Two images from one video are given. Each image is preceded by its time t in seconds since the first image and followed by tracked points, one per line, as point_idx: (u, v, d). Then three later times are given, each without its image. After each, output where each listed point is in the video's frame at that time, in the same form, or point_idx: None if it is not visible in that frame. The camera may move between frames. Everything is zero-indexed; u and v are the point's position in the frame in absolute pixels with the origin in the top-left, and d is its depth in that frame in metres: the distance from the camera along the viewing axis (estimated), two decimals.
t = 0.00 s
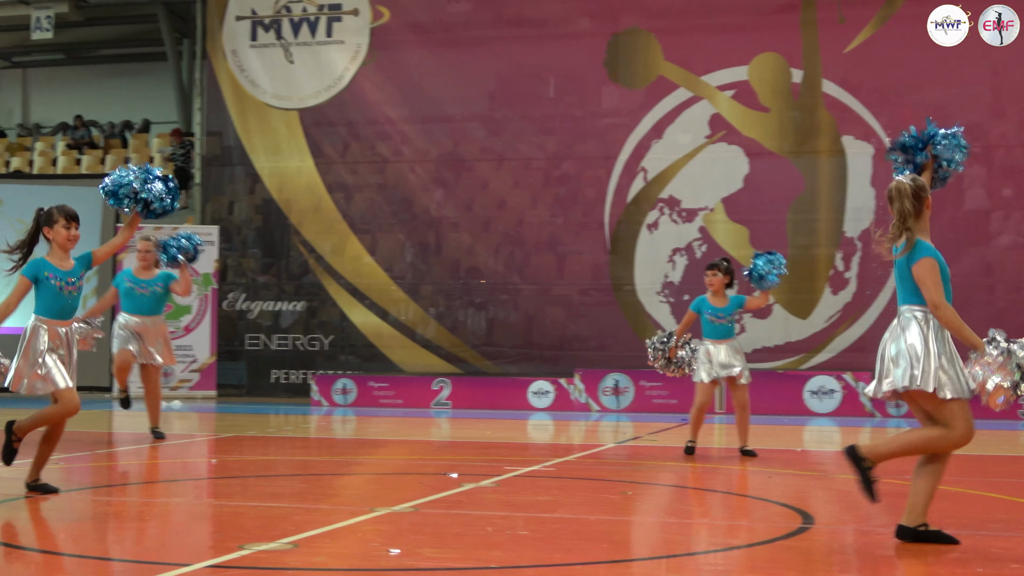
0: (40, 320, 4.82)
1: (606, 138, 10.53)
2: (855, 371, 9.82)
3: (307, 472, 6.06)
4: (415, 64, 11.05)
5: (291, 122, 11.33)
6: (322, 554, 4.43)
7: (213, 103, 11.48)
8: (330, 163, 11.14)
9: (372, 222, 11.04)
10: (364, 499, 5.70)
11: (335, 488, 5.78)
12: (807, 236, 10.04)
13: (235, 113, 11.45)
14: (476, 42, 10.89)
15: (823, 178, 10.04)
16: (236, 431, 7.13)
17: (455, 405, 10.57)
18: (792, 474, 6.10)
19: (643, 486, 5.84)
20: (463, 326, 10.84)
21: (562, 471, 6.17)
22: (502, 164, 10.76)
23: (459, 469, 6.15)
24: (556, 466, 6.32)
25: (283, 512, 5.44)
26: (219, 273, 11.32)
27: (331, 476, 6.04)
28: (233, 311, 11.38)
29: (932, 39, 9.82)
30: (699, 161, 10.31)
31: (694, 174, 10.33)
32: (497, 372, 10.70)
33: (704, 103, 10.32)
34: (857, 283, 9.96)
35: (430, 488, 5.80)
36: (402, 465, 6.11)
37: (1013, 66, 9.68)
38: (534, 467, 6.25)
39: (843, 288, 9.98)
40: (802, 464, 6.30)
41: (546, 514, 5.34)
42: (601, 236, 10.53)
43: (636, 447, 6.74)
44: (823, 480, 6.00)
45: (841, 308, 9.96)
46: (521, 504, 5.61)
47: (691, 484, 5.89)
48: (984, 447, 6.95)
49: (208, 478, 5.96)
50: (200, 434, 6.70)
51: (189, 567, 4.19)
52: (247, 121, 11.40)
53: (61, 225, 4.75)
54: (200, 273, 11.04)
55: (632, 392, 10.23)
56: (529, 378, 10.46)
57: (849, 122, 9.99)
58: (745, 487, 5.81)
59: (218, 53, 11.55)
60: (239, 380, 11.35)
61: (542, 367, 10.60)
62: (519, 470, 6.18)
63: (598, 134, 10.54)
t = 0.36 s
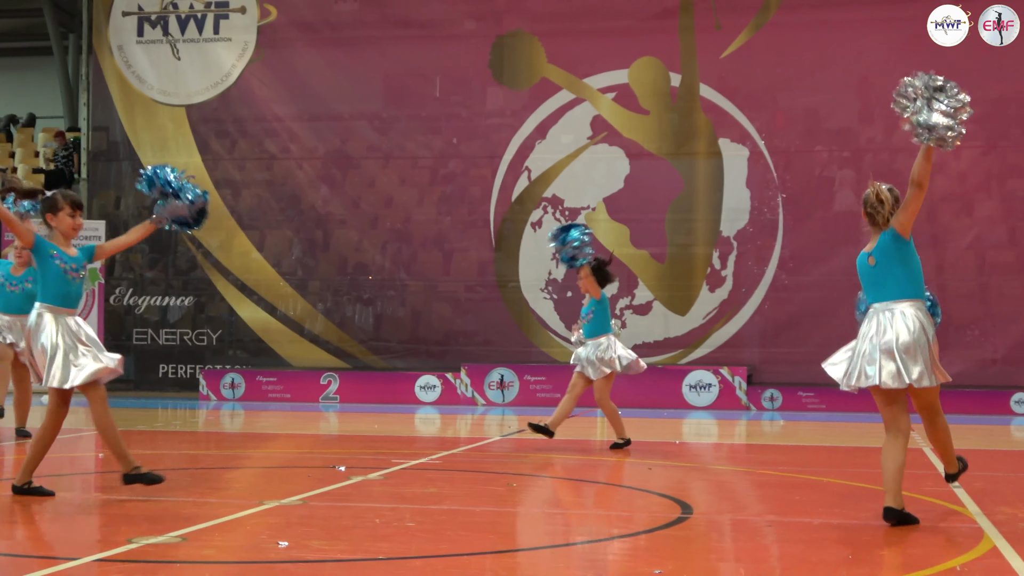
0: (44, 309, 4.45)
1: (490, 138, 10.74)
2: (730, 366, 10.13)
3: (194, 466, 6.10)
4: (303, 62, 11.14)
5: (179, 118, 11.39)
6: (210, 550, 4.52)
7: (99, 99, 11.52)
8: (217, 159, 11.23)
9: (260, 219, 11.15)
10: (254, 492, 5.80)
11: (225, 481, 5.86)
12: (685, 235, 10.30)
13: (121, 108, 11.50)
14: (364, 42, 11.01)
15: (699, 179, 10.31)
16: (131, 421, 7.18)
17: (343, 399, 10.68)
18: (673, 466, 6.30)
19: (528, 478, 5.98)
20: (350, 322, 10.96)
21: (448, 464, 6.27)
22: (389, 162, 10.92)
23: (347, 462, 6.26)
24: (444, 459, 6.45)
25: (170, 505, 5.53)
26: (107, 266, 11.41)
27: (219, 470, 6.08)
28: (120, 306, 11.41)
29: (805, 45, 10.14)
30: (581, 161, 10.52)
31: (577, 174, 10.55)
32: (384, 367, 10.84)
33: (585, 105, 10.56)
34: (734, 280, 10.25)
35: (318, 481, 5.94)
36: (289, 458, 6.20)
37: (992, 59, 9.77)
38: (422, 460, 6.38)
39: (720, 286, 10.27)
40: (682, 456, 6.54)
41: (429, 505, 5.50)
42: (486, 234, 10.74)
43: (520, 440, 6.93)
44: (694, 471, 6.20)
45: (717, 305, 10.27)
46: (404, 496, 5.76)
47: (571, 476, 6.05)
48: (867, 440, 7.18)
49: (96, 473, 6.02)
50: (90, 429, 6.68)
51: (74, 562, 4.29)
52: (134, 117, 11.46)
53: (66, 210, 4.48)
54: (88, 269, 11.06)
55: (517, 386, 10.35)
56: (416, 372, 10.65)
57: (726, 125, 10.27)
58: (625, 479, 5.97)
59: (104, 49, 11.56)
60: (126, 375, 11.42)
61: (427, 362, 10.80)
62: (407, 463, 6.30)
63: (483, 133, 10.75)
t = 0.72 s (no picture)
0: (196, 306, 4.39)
1: (477, 135, 10.80)
2: (715, 361, 10.22)
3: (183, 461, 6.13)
4: (290, 60, 11.19)
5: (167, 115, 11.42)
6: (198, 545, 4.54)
7: (88, 97, 11.57)
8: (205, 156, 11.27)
9: (249, 216, 11.19)
10: (240, 487, 5.81)
11: (215, 476, 5.89)
12: (669, 231, 10.36)
13: (110, 105, 11.54)
14: (352, 41, 11.07)
15: (684, 176, 10.37)
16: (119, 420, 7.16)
17: (331, 394, 10.86)
18: (658, 460, 6.34)
19: (517, 473, 6.02)
20: (339, 317, 11.00)
21: (438, 458, 6.33)
22: (377, 159, 10.97)
23: (336, 457, 6.29)
24: (433, 454, 6.48)
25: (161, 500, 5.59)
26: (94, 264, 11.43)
27: (210, 465, 6.12)
28: (110, 302, 11.41)
29: (790, 44, 10.22)
30: (568, 159, 10.59)
31: (562, 171, 10.61)
32: (373, 363, 10.87)
33: (572, 103, 10.61)
34: (719, 276, 10.32)
35: (307, 477, 5.98)
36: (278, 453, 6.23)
37: (992, 57, 9.85)
38: (410, 455, 6.40)
39: (705, 282, 10.34)
40: (669, 451, 6.58)
41: (420, 500, 5.56)
42: (473, 231, 10.77)
43: (508, 434, 6.98)
44: (680, 465, 6.25)
45: (702, 301, 10.34)
46: (394, 491, 5.81)
47: (559, 471, 6.09)
48: (851, 435, 7.25)
49: (87, 468, 6.02)
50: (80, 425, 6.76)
51: (66, 556, 4.35)
52: (123, 114, 11.49)
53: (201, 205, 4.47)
54: (77, 264, 11.12)
55: (503, 381, 10.59)
56: (404, 368, 10.81)
57: (710, 123, 10.33)
58: (611, 473, 6.03)
59: (93, 47, 11.59)
60: (116, 370, 11.40)
61: (416, 357, 10.85)
62: (396, 458, 6.33)
63: (470, 130, 10.81)
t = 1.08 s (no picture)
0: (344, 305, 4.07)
1: (482, 134, 10.88)
2: (717, 357, 10.28)
3: (193, 455, 6.23)
4: (297, 60, 11.28)
5: (177, 114, 11.52)
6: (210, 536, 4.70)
7: (99, 95, 11.66)
8: (214, 154, 11.38)
9: (258, 213, 11.30)
10: (249, 482, 5.89)
11: (223, 470, 5.96)
12: (671, 229, 10.44)
13: (121, 104, 11.64)
14: (357, 41, 11.17)
15: (686, 175, 10.45)
16: (134, 413, 7.30)
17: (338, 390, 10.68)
18: (659, 454, 6.43)
19: (521, 468, 6.11)
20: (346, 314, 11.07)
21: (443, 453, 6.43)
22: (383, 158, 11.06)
23: (344, 451, 6.38)
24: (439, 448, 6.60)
25: (171, 492, 5.69)
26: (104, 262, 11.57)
27: (218, 459, 6.21)
28: (120, 298, 11.59)
29: (791, 44, 10.30)
30: (571, 157, 10.66)
31: (566, 169, 10.68)
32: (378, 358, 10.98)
33: (575, 103, 10.70)
34: (721, 273, 10.41)
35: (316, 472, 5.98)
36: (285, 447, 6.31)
37: (991, 56, 9.93)
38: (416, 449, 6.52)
39: (706, 280, 10.43)
40: (669, 445, 6.67)
41: (425, 494, 5.64)
42: (478, 228, 10.86)
43: (513, 429, 7.08)
44: (681, 459, 6.34)
45: (704, 298, 10.43)
46: (400, 485, 5.90)
47: (563, 465, 6.19)
48: (849, 430, 7.33)
49: (97, 461, 6.12)
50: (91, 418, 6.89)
51: (79, 549, 4.44)
52: (133, 112, 11.59)
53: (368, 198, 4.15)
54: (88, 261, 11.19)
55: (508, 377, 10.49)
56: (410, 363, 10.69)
57: (711, 122, 10.41)
58: (613, 467, 6.13)
59: (103, 46, 11.69)
60: (126, 366, 11.57)
61: (422, 353, 10.93)
62: (402, 452, 6.42)
63: (475, 129, 10.89)
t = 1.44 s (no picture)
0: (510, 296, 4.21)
1: (491, 138, 11.11)
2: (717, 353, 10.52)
3: (212, 447, 6.47)
4: (313, 66, 11.53)
5: (198, 119, 11.75)
6: (228, 523, 4.96)
7: (122, 100, 11.89)
8: (232, 158, 11.61)
9: (275, 214, 11.53)
10: (267, 472, 6.14)
11: (242, 461, 6.21)
12: (673, 229, 10.66)
13: (143, 109, 11.86)
14: (370, 48, 11.41)
15: (686, 178, 10.68)
16: (155, 407, 7.53)
17: (352, 384, 10.96)
18: (661, 446, 6.66)
19: (526, 459, 6.35)
20: (359, 311, 11.36)
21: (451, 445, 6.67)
22: (395, 161, 11.30)
23: (357, 443, 6.62)
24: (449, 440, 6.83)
25: (189, 482, 5.91)
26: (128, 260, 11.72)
27: (237, 450, 6.45)
28: (142, 296, 11.85)
29: (790, 51, 10.52)
30: (577, 160, 10.87)
31: (572, 172, 10.90)
32: (391, 354, 11.27)
33: (579, 108, 10.91)
34: (721, 272, 10.63)
35: (329, 463, 6.29)
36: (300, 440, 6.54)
37: (988, 62, 10.15)
38: (427, 441, 6.78)
39: (707, 278, 10.65)
40: (670, 438, 6.91)
41: (434, 484, 5.88)
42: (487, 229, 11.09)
43: (519, 422, 7.32)
44: (680, 451, 6.57)
45: (704, 296, 10.66)
46: (409, 475, 6.15)
47: (569, 457, 6.42)
48: (843, 423, 7.58)
49: (120, 453, 6.35)
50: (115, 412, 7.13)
51: (101, 537, 4.68)
52: (154, 117, 11.82)
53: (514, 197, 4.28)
54: (112, 260, 11.37)
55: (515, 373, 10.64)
56: (421, 359, 10.89)
57: (712, 127, 10.63)
58: (616, 458, 6.36)
59: (126, 54, 11.91)
60: (148, 361, 11.80)
61: (432, 349, 11.19)
62: (414, 444, 6.66)
63: (484, 134, 11.12)
